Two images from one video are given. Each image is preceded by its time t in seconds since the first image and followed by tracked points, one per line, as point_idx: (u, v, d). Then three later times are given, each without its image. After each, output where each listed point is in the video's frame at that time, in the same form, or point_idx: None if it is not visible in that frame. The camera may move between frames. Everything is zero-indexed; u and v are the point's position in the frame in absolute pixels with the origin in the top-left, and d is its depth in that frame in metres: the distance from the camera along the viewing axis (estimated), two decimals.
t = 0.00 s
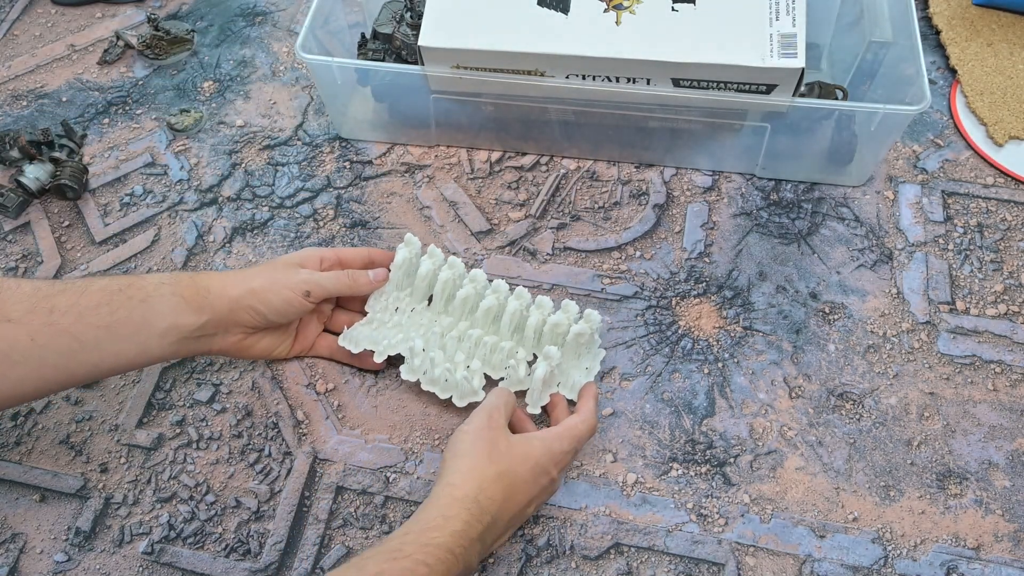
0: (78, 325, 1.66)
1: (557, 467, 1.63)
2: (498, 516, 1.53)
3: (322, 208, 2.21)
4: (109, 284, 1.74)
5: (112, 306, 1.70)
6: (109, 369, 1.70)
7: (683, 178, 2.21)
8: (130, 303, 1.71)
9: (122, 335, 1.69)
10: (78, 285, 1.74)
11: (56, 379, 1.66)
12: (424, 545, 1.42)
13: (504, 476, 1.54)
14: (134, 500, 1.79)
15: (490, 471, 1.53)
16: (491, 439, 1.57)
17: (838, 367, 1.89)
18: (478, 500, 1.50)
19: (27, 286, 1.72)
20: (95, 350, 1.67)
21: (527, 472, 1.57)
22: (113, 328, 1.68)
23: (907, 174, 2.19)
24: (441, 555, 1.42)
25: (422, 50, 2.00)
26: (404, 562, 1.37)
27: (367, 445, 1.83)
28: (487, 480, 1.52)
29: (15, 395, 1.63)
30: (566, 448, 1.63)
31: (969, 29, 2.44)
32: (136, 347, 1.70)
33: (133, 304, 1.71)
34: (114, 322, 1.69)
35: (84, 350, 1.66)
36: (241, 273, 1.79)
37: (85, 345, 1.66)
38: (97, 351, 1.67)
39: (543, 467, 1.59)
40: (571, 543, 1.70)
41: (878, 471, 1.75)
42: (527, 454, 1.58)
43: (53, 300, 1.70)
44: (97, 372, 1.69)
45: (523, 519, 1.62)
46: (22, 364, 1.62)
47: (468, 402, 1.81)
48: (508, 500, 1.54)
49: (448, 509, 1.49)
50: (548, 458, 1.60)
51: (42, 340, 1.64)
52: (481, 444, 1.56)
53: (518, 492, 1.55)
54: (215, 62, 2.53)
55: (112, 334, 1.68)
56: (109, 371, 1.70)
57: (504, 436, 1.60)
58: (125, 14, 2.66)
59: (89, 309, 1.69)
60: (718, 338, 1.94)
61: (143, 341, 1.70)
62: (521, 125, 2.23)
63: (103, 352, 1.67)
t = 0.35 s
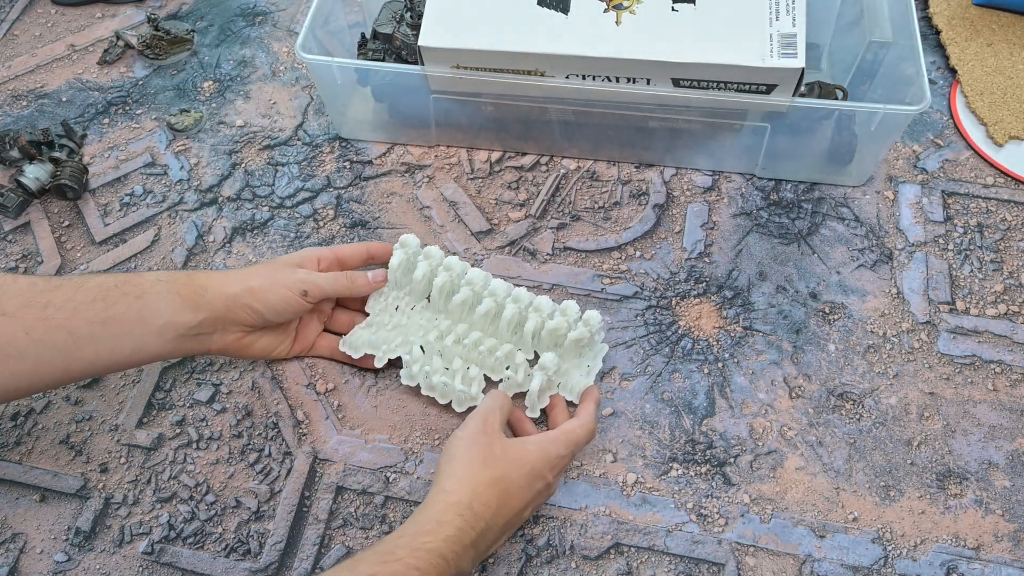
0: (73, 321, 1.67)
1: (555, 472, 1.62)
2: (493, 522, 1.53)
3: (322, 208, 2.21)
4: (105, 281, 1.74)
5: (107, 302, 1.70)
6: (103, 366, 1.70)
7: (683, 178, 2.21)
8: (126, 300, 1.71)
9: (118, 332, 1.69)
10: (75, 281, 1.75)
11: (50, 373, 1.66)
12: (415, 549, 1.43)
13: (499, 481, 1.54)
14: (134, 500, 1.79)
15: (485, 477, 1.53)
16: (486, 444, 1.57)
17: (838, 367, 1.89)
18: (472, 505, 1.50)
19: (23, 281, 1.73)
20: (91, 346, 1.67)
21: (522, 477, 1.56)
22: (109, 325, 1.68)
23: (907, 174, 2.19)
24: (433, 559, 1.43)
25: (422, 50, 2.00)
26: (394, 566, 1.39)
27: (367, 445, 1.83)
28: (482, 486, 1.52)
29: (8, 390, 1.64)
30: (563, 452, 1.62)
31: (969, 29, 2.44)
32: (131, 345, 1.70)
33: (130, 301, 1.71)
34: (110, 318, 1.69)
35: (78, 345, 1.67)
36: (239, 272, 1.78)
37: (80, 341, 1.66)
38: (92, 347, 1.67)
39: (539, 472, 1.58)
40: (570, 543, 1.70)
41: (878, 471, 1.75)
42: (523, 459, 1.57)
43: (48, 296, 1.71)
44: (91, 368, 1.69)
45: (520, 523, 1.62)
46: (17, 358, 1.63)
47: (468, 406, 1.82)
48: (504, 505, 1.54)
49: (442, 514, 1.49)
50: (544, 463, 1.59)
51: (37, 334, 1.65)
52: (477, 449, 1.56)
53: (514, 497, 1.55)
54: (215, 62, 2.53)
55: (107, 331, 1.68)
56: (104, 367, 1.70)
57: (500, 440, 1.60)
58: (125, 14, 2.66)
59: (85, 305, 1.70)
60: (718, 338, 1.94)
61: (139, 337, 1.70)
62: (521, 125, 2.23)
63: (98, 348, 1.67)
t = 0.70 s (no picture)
0: (69, 327, 1.67)
1: (551, 476, 1.62)
2: (488, 528, 1.53)
3: (322, 208, 2.21)
4: (102, 288, 1.74)
5: (103, 309, 1.71)
6: (98, 373, 1.69)
7: (683, 178, 2.22)
8: (122, 307, 1.72)
9: (114, 338, 1.69)
10: (71, 288, 1.75)
11: (45, 379, 1.66)
12: (410, 556, 1.43)
13: (493, 486, 1.54)
14: (134, 500, 1.79)
15: (479, 483, 1.53)
16: (480, 449, 1.57)
17: (838, 367, 1.89)
18: (466, 511, 1.51)
19: (19, 287, 1.74)
20: (86, 351, 1.67)
21: (517, 482, 1.56)
22: (105, 331, 1.68)
23: (907, 174, 2.19)
24: (428, 567, 1.43)
25: (422, 50, 2.00)
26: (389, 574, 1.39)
27: (367, 445, 1.83)
28: (476, 492, 1.52)
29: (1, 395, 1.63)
30: (559, 456, 1.61)
31: (969, 29, 2.44)
32: (126, 351, 1.69)
33: (126, 308, 1.72)
34: (106, 326, 1.69)
35: (73, 351, 1.67)
36: (235, 278, 1.78)
37: (75, 347, 1.66)
38: (87, 353, 1.67)
39: (534, 476, 1.58)
40: (570, 543, 1.70)
41: (878, 471, 1.75)
42: (516, 464, 1.57)
43: (44, 302, 1.71)
44: (85, 374, 1.68)
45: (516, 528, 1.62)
46: (10, 362, 1.62)
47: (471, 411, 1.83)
48: (499, 510, 1.54)
49: (437, 520, 1.49)
50: (540, 467, 1.59)
51: (32, 340, 1.65)
52: (471, 454, 1.56)
53: (509, 503, 1.55)
54: (215, 62, 2.53)
55: (103, 337, 1.68)
56: (98, 374, 1.70)
57: (495, 444, 1.60)
58: (125, 14, 2.66)
59: (81, 310, 1.70)
60: (718, 338, 1.94)
61: (134, 344, 1.70)
62: (521, 125, 2.23)
63: (94, 354, 1.67)
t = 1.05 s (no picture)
0: (70, 329, 1.67)
1: (555, 474, 1.63)
2: (496, 526, 1.53)
3: (322, 208, 2.21)
4: (103, 290, 1.74)
5: (104, 311, 1.71)
6: (99, 375, 1.70)
7: (683, 178, 2.22)
8: (124, 309, 1.71)
9: (115, 341, 1.69)
10: (73, 289, 1.74)
11: (46, 381, 1.66)
12: (420, 556, 1.43)
13: (500, 485, 1.54)
14: (134, 500, 1.79)
15: (486, 483, 1.53)
16: (486, 448, 1.57)
17: (838, 367, 1.89)
18: (474, 510, 1.50)
19: (22, 289, 1.74)
20: (87, 354, 1.67)
21: (523, 480, 1.56)
22: (106, 334, 1.68)
23: (907, 174, 2.19)
24: (436, 567, 1.43)
25: (422, 50, 2.00)
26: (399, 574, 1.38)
27: (367, 445, 1.83)
28: (484, 491, 1.52)
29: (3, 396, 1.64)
30: (564, 455, 1.62)
31: (969, 29, 2.44)
32: (128, 354, 1.70)
33: (127, 310, 1.72)
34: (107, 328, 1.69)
35: (74, 354, 1.67)
36: (235, 278, 1.77)
37: (76, 350, 1.66)
38: (87, 356, 1.67)
39: (540, 475, 1.58)
40: (570, 543, 1.70)
41: (878, 471, 1.75)
42: (522, 463, 1.57)
43: (45, 304, 1.71)
44: (86, 376, 1.69)
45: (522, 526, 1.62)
46: (11, 365, 1.63)
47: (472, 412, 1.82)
48: (506, 508, 1.54)
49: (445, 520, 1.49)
50: (545, 465, 1.59)
51: (33, 343, 1.65)
52: (477, 454, 1.56)
53: (515, 501, 1.55)
54: (215, 62, 2.53)
55: (104, 339, 1.68)
56: (99, 376, 1.70)
57: (499, 444, 1.60)
58: (125, 14, 2.66)
59: (82, 313, 1.70)
60: (718, 338, 1.94)
61: (135, 347, 1.70)
62: (521, 125, 2.23)
63: (95, 357, 1.67)
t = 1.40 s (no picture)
0: (71, 335, 1.67)
1: (557, 480, 1.62)
2: (493, 531, 1.53)
3: (322, 208, 2.21)
4: (102, 294, 1.73)
5: (104, 316, 1.70)
6: (100, 379, 1.69)
7: (683, 178, 2.22)
8: (123, 313, 1.71)
9: (115, 345, 1.68)
10: (72, 295, 1.74)
11: (48, 387, 1.66)
12: (418, 560, 1.44)
13: (499, 489, 1.54)
14: (134, 500, 1.79)
15: (485, 487, 1.53)
16: (487, 452, 1.57)
17: (838, 367, 1.89)
18: (472, 514, 1.51)
19: (20, 296, 1.72)
20: (88, 358, 1.67)
21: (523, 485, 1.56)
22: (106, 338, 1.68)
23: (907, 174, 2.19)
24: (434, 570, 1.44)
25: (422, 50, 2.00)
26: None
27: (367, 445, 1.83)
28: (483, 496, 1.52)
29: (6, 403, 1.63)
30: (566, 462, 1.62)
31: (969, 29, 2.45)
32: (128, 358, 1.70)
33: (126, 314, 1.71)
34: (107, 333, 1.69)
35: (75, 359, 1.67)
36: (231, 279, 1.77)
37: (77, 356, 1.66)
38: (88, 361, 1.67)
39: (540, 480, 1.58)
40: (570, 543, 1.70)
41: (878, 471, 1.75)
42: (523, 468, 1.57)
43: (46, 310, 1.70)
44: (87, 381, 1.68)
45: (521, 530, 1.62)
46: (13, 371, 1.63)
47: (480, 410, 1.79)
48: (504, 513, 1.54)
49: (443, 523, 1.49)
50: (546, 470, 1.59)
51: (34, 349, 1.65)
52: (478, 458, 1.56)
53: (514, 505, 1.55)
54: (215, 62, 2.53)
55: (104, 344, 1.68)
56: (101, 380, 1.70)
57: (502, 448, 1.59)
58: (125, 14, 2.66)
59: (81, 318, 1.69)
60: (718, 338, 1.94)
61: (135, 350, 1.70)
62: (521, 125, 2.23)
63: (95, 362, 1.67)
